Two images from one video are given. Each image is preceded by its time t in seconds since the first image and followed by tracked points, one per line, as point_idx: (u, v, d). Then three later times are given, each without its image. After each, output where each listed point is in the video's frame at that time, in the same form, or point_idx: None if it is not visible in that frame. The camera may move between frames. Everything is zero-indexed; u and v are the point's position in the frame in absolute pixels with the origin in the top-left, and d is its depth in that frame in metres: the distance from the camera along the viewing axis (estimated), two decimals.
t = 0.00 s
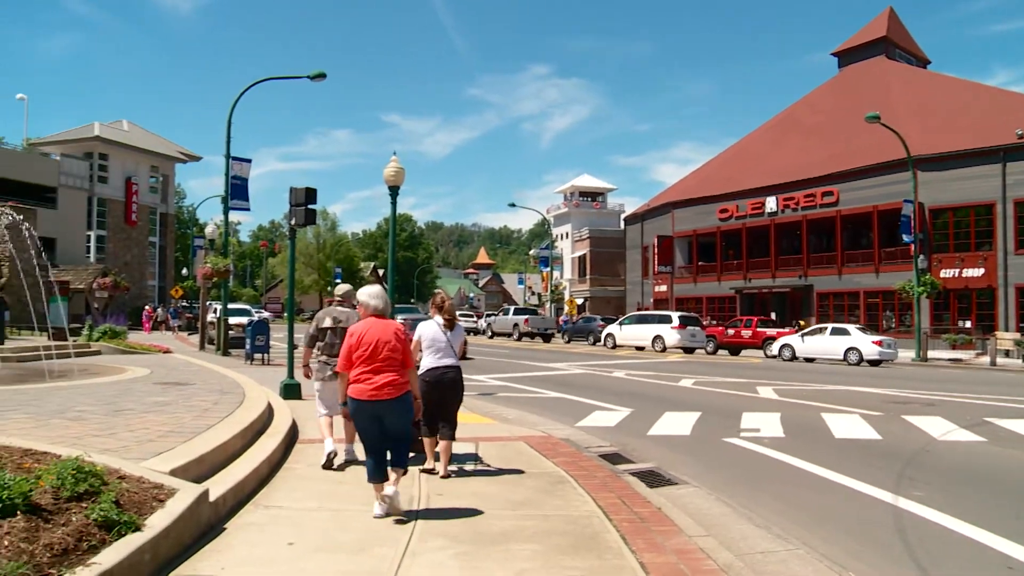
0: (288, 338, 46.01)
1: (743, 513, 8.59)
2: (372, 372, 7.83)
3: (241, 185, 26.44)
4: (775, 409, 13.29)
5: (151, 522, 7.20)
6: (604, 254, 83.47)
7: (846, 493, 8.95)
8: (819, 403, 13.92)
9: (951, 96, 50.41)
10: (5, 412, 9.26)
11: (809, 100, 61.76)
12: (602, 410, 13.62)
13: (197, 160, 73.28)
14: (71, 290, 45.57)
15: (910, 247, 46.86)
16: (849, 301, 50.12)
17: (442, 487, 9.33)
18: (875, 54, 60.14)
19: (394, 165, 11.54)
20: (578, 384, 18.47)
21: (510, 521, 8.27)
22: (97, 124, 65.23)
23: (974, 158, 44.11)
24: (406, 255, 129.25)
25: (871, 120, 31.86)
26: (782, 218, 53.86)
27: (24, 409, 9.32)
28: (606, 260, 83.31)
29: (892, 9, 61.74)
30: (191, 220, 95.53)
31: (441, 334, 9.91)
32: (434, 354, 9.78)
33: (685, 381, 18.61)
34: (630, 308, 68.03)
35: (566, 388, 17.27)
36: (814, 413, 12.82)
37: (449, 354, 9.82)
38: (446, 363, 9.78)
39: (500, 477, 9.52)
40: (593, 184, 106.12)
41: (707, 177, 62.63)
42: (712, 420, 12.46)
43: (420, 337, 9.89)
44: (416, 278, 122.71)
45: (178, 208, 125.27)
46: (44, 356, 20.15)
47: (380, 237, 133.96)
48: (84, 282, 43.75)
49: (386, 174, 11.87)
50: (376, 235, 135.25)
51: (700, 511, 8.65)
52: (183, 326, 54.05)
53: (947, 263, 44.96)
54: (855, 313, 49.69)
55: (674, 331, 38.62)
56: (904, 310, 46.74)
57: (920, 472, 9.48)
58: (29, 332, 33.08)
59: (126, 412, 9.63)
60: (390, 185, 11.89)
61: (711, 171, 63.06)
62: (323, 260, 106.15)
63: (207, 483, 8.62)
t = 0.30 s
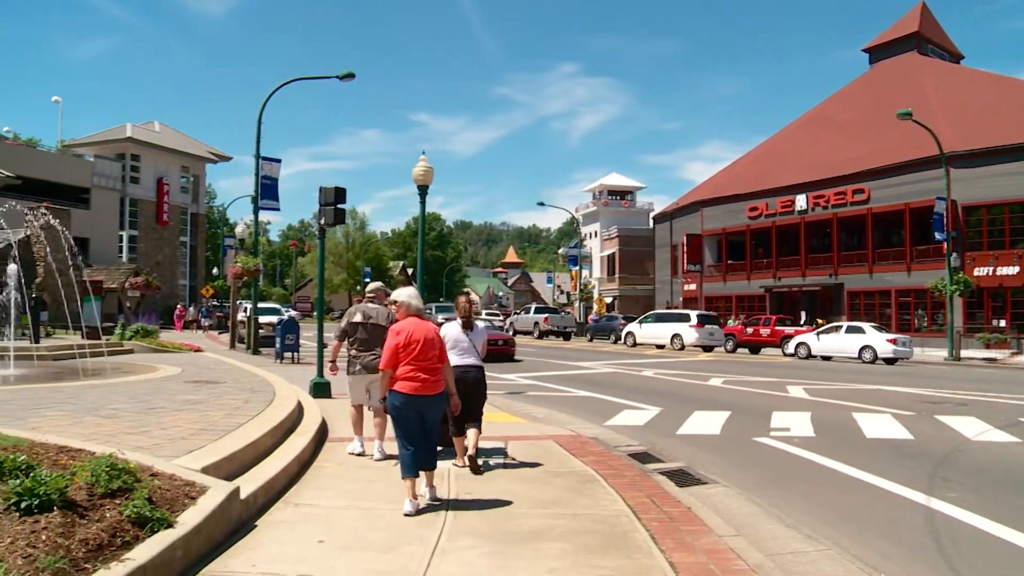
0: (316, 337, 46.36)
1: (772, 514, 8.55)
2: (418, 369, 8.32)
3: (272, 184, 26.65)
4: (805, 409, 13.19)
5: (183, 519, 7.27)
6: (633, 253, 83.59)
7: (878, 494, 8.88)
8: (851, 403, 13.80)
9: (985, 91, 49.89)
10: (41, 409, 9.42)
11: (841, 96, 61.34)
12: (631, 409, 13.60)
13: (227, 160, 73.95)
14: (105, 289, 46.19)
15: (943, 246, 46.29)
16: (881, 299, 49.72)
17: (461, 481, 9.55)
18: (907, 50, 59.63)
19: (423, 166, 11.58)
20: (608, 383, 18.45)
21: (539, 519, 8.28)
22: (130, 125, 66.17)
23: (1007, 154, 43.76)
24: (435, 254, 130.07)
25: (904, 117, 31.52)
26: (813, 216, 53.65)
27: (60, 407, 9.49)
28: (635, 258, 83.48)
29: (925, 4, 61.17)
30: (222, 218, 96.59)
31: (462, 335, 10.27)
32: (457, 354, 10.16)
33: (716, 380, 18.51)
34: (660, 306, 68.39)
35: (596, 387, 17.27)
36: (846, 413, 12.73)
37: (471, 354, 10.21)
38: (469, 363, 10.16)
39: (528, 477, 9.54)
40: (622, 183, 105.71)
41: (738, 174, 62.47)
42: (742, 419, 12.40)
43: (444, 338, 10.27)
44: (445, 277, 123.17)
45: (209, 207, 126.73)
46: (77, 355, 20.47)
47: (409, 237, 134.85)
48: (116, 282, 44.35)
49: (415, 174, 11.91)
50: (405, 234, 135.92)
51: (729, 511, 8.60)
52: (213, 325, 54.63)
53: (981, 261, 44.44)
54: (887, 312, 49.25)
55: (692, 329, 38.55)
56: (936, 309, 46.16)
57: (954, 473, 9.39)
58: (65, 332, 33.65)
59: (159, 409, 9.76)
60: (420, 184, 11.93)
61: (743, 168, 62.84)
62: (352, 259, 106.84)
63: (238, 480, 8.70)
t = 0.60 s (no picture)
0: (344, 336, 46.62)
1: (801, 513, 8.51)
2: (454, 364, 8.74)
3: (299, 184, 26.82)
4: (834, 409, 13.10)
5: (212, 517, 7.32)
6: (661, 252, 83.38)
7: (907, 495, 8.82)
8: (881, 403, 13.69)
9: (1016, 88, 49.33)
10: (73, 408, 9.58)
11: (869, 94, 60.87)
12: (658, 409, 13.57)
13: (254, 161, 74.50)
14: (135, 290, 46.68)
15: (974, 244, 45.91)
16: (910, 298, 49.31)
17: (486, 477, 9.69)
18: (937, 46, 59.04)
19: (450, 166, 11.59)
20: (636, 382, 18.42)
21: (566, 519, 8.29)
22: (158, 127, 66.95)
23: None
24: (462, 254, 130.56)
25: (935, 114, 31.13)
26: (841, 215, 53.22)
27: (91, 405, 9.63)
28: (665, 257, 83.31)
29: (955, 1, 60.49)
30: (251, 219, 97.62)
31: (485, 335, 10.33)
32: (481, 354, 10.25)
33: (744, 380, 18.41)
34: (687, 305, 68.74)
35: (624, 387, 17.25)
36: (875, 413, 12.63)
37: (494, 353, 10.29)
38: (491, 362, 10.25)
39: (555, 476, 9.56)
40: (648, 182, 105.25)
41: (766, 172, 62.31)
42: (771, 419, 12.34)
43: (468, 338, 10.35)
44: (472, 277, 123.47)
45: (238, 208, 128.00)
46: (108, 354, 20.80)
47: (436, 237, 135.21)
48: (146, 280, 44.81)
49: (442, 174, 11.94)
50: (433, 233, 136.40)
51: (757, 512, 8.56)
52: (242, 324, 55.20)
53: (1013, 260, 43.91)
54: (916, 311, 48.88)
55: (707, 329, 38.42)
56: (967, 308, 45.95)
57: (986, 474, 9.29)
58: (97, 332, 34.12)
59: (188, 408, 9.88)
60: (446, 184, 11.99)
61: (770, 167, 62.62)
62: (379, 258, 107.34)
63: (266, 479, 8.75)
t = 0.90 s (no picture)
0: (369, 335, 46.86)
1: (828, 514, 8.45)
2: (473, 364, 8.82)
3: (325, 184, 26.93)
4: (861, 409, 13.01)
5: (240, 515, 7.36)
6: (687, 251, 83.16)
7: (937, 496, 8.74)
8: (910, 403, 13.57)
9: None
10: (103, 406, 9.70)
11: (898, 90, 60.28)
12: (684, 408, 13.54)
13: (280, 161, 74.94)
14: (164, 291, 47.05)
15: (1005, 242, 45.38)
16: (939, 297, 48.88)
17: (511, 472, 9.86)
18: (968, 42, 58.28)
19: (476, 165, 11.60)
20: (662, 382, 18.38)
21: (592, 518, 8.28)
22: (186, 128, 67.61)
23: None
24: (488, 253, 130.93)
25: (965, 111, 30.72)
26: (869, 213, 52.93)
27: (121, 403, 9.76)
28: (690, 257, 83.09)
29: None
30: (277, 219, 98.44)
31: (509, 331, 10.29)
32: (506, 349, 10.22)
33: (772, 380, 18.30)
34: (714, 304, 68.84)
35: (650, 386, 17.24)
36: (903, 414, 12.52)
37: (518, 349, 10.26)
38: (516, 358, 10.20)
39: (580, 475, 9.56)
40: (674, 180, 104.77)
41: (792, 171, 61.99)
42: (798, 419, 12.27)
43: (493, 334, 10.28)
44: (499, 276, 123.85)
45: (265, 208, 129.06)
46: (138, 353, 21.00)
47: (461, 236, 135.53)
48: (174, 280, 45.33)
49: (468, 173, 11.94)
50: (459, 233, 136.95)
51: (784, 512, 8.52)
52: (269, 323, 55.64)
53: None
54: (945, 310, 48.44)
55: (722, 327, 38.36)
56: (998, 307, 45.31)
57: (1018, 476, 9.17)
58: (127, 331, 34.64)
59: (215, 406, 9.98)
60: (473, 183, 12.00)
61: (797, 165, 62.30)
62: (405, 258, 107.68)
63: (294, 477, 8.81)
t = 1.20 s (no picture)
0: (391, 334, 47.02)
1: (853, 514, 8.41)
2: (478, 359, 8.89)
3: (348, 184, 27.03)
4: (886, 409, 12.92)
5: (263, 513, 7.40)
6: (709, 251, 82.98)
7: (964, 497, 8.67)
8: (935, 403, 13.47)
9: None
10: (128, 404, 9.79)
11: (924, 87, 59.71)
12: (707, 408, 13.51)
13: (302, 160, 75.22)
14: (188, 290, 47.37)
15: None
16: (965, 297, 48.54)
17: (533, 474, 9.78)
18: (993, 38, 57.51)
19: (498, 164, 11.62)
20: (685, 381, 18.35)
21: (615, 517, 8.28)
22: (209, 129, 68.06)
23: None
24: (511, 252, 131.00)
25: (991, 107, 30.34)
26: (893, 212, 52.58)
27: (146, 401, 9.86)
28: (711, 256, 82.85)
29: None
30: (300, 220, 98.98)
31: (526, 332, 10.65)
32: (522, 349, 10.57)
33: (795, 379, 18.22)
34: (737, 304, 68.97)
35: (672, 385, 17.22)
36: (929, 414, 12.42)
37: (534, 350, 10.62)
38: (532, 358, 10.56)
39: (603, 474, 9.57)
40: (696, 179, 104.29)
41: (815, 169, 61.67)
42: (821, 419, 12.20)
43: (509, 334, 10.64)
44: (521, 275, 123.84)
45: (287, 208, 129.74)
46: (161, 352, 21.17)
47: (483, 236, 135.67)
48: (198, 279, 45.68)
49: (490, 173, 11.96)
50: (481, 233, 137.02)
51: (808, 513, 8.47)
52: (292, 322, 55.90)
53: None
54: (971, 310, 48.07)
55: (733, 326, 38.40)
56: None
57: None
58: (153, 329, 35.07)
59: (239, 405, 10.07)
60: (494, 183, 12.02)
61: (822, 162, 61.95)
62: (427, 257, 107.86)
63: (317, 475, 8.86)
